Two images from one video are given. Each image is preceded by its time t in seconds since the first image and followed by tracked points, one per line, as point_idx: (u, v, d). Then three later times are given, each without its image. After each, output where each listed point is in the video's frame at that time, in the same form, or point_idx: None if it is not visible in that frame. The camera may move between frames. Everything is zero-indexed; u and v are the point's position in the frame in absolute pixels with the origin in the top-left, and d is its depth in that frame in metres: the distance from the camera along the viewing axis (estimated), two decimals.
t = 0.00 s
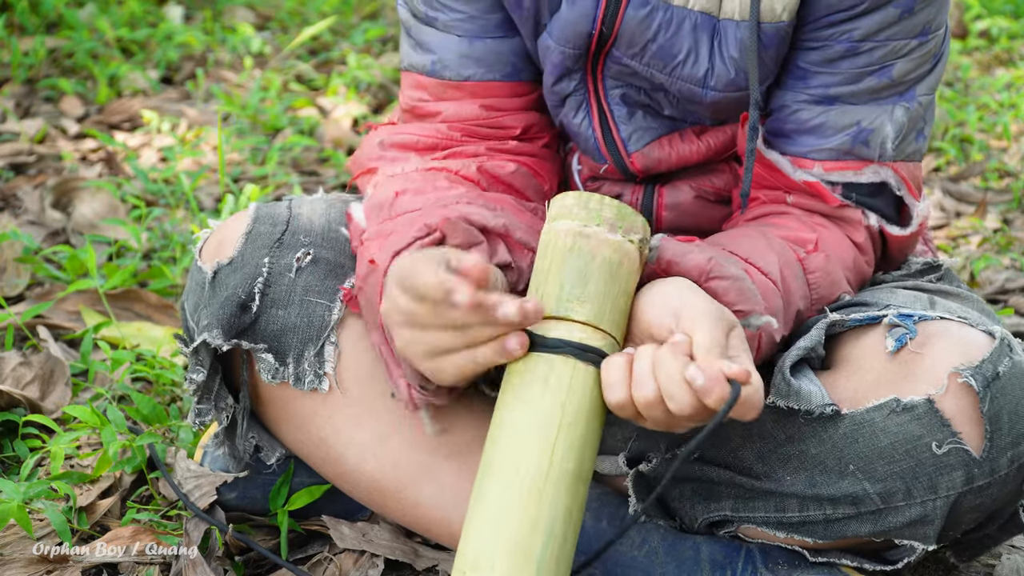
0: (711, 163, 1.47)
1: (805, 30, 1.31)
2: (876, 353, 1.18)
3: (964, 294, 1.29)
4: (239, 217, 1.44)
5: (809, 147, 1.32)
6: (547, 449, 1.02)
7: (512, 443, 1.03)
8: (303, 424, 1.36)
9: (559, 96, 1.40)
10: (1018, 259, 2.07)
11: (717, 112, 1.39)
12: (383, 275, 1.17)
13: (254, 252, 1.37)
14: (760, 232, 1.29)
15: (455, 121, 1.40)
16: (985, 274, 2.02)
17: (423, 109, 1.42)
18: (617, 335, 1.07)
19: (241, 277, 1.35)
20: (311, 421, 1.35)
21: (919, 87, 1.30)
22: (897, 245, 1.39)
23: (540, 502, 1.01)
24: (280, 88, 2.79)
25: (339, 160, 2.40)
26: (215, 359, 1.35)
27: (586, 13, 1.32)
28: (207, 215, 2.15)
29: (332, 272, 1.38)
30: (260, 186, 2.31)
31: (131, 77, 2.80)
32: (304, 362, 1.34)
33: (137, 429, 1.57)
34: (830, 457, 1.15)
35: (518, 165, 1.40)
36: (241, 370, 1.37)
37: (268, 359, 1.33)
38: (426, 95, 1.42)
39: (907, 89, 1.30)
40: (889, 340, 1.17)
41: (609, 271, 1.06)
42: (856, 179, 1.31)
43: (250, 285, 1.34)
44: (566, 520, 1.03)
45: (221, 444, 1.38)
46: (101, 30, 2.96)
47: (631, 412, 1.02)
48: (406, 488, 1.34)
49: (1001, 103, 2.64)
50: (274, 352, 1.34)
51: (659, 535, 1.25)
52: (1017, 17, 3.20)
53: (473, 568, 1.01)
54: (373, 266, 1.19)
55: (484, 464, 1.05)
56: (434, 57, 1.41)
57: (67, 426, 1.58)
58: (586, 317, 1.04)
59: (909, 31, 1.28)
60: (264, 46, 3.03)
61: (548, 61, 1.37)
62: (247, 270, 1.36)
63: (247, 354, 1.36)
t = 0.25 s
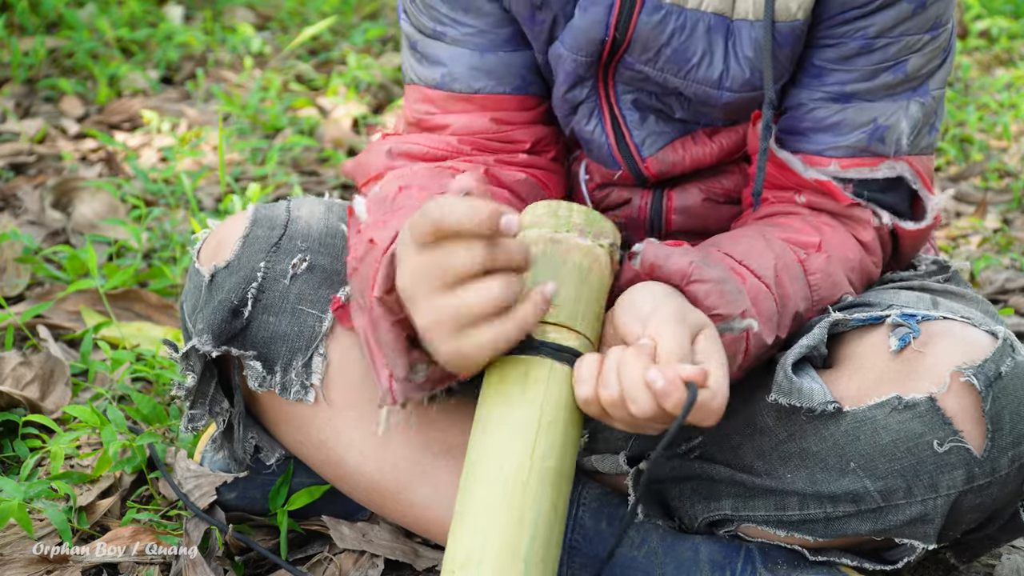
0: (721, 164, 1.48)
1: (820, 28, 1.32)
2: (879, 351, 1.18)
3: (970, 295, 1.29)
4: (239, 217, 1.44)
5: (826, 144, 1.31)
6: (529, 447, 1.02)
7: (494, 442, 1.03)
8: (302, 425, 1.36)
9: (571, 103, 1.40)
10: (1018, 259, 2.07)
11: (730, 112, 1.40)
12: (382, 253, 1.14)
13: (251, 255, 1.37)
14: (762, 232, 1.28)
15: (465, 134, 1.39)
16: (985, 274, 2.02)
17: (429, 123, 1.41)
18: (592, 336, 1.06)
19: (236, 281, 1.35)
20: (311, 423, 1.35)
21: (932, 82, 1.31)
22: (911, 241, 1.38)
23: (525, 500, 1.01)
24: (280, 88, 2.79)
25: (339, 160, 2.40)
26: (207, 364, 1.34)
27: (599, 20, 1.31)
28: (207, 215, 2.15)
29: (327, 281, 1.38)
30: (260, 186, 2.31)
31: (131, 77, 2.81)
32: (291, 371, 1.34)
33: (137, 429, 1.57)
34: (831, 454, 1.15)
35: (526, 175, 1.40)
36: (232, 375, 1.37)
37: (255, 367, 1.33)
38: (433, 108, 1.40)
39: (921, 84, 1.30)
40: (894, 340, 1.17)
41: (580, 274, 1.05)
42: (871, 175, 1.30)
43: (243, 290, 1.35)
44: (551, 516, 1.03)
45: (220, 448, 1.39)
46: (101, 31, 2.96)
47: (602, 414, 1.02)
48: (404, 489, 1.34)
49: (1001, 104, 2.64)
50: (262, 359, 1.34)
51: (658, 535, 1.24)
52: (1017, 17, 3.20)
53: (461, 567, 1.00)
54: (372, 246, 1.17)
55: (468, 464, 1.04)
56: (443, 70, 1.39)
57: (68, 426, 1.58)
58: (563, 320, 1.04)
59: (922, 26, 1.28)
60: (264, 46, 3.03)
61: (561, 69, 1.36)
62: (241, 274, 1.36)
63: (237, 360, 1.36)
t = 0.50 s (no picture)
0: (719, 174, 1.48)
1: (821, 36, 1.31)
2: (879, 354, 1.17)
3: (966, 296, 1.30)
4: (238, 218, 1.44)
5: (824, 153, 1.32)
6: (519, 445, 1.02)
7: (484, 441, 1.03)
8: (302, 426, 1.36)
9: (570, 115, 1.40)
10: (1018, 260, 2.07)
11: (730, 125, 1.39)
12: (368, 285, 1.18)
13: (251, 256, 1.37)
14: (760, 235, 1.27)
15: (459, 141, 1.39)
16: (985, 274, 2.02)
17: (424, 128, 1.41)
18: (592, 334, 1.07)
19: (235, 282, 1.35)
20: (311, 424, 1.35)
21: (930, 90, 1.31)
22: (907, 251, 1.38)
23: (514, 498, 1.01)
24: (280, 88, 2.79)
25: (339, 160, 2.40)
26: (207, 365, 1.34)
27: (600, 32, 1.31)
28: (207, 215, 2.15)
29: (327, 283, 1.38)
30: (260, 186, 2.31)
31: (131, 77, 2.81)
32: (291, 373, 1.33)
33: (137, 429, 1.57)
34: (830, 457, 1.15)
35: (522, 178, 1.40)
36: (233, 375, 1.36)
37: (255, 368, 1.32)
38: (429, 115, 1.41)
39: (919, 91, 1.30)
40: (893, 343, 1.16)
41: (578, 271, 1.07)
42: (867, 185, 1.31)
43: (244, 291, 1.35)
44: (543, 516, 1.02)
45: (220, 448, 1.38)
46: (101, 30, 2.96)
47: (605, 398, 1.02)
48: (405, 492, 1.35)
49: (1001, 104, 2.64)
50: (262, 360, 1.34)
51: (658, 535, 1.25)
52: (1017, 17, 3.19)
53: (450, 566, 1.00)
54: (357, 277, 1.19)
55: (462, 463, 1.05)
56: (438, 75, 1.39)
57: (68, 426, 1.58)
58: (556, 317, 1.06)
59: (921, 33, 1.28)
60: (264, 46, 3.04)
61: (561, 80, 1.36)
62: (241, 275, 1.36)
63: (237, 361, 1.36)
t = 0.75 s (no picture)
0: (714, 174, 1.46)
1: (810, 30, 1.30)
2: (875, 355, 1.17)
3: (962, 296, 1.29)
4: (238, 217, 1.44)
5: (800, 140, 1.31)
6: (496, 442, 1.01)
7: (462, 441, 1.03)
8: (302, 424, 1.36)
9: (565, 113, 1.40)
10: (1018, 259, 2.07)
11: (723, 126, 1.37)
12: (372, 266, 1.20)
13: (252, 255, 1.37)
14: (742, 220, 1.26)
15: (471, 137, 1.39)
16: (985, 274, 2.02)
17: (435, 125, 1.41)
18: (570, 321, 1.07)
19: (236, 282, 1.35)
20: (311, 422, 1.35)
21: (915, 84, 1.30)
22: (888, 244, 1.36)
23: (493, 495, 1.00)
24: (280, 88, 2.79)
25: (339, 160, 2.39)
26: (207, 365, 1.33)
27: (598, 33, 1.31)
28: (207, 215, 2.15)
29: (328, 283, 1.39)
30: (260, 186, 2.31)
31: (131, 77, 2.80)
32: (292, 372, 1.34)
33: (137, 429, 1.57)
34: (827, 457, 1.15)
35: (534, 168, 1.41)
36: (234, 375, 1.37)
37: (257, 367, 1.32)
38: (438, 111, 1.41)
39: (903, 86, 1.29)
40: (889, 344, 1.16)
41: (552, 258, 1.07)
42: (845, 172, 1.29)
43: (245, 291, 1.34)
44: (525, 513, 1.01)
45: (220, 448, 1.38)
46: (101, 31, 2.96)
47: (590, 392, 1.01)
48: (406, 491, 1.35)
49: (1001, 103, 2.64)
50: (263, 360, 1.34)
51: (658, 535, 1.25)
52: (1017, 17, 3.19)
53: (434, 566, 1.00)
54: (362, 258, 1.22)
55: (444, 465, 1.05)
56: (450, 72, 1.39)
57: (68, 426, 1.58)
58: (533, 309, 1.06)
59: (908, 29, 1.27)
60: (264, 46, 3.03)
61: (558, 78, 1.36)
62: (242, 275, 1.36)
63: (238, 361, 1.36)
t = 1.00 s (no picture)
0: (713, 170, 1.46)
1: (815, 32, 1.30)
2: (875, 355, 1.17)
3: (962, 295, 1.29)
4: (239, 216, 1.44)
5: (806, 141, 1.30)
6: (499, 443, 1.02)
7: (463, 443, 1.03)
8: (303, 424, 1.36)
9: (565, 107, 1.40)
10: (1018, 260, 2.07)
11: (724, 121, 1.38)
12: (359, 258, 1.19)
13: (253, 253, 1.38)
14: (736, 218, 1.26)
15: (459, 127, 1.39)
16: (985, 274, 2.02)
17: (424, 114, 1.41)
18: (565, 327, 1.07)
19: (238, 279, 1.35)
20: (312, 422, 1.35)
21: (922, 87, 1.29)
22: (889, 243, 1.36)
23: (498, 498, 1.01)
24: (280, 87, 2.79)
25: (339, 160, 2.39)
26: (211, 362, 1.34)
27: (598, 27, 1.31)
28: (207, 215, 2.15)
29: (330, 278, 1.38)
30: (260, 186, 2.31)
31: (131, 77, 2.81)
32: (295, 368, 1.33)
33: (137, 429, 1.57)
34: (829, 457, 1.15)
35: (520, 166, 1.41)
36: (236, 371, 1.37)
37: (259, 364, 1.33)
38: (429, 101, 1.41)
39: (909, 89, 1.29)
40: (889, 343, 1.16)
41: (544, 268, 1.06)
42: (850, 175, 1.29)
43: (247, 288, 1.34)
44: (528, 512, 1.02)
45: (220, 446, 1.38)
46: (101, 30, 2.96)
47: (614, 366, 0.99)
48: (405, 489, 1.35)
49: (1001, 103, 2.64)
50: (266, 357, 1.34)
51: (658, 535, 1.25)
52: (1017, 17, 3.19)
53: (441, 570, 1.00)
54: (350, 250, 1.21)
55: (443, 467, 1.05)
56: (441, 62, 1.40)
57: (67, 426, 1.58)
58: (526, 316, 1.05)
59: (915, 31, 1.27)
60: (264, 46, 3.04)
61: (558, 72, 1.37)
62: (244, 272, 1.36)
63: (241, 357, 1.36)
